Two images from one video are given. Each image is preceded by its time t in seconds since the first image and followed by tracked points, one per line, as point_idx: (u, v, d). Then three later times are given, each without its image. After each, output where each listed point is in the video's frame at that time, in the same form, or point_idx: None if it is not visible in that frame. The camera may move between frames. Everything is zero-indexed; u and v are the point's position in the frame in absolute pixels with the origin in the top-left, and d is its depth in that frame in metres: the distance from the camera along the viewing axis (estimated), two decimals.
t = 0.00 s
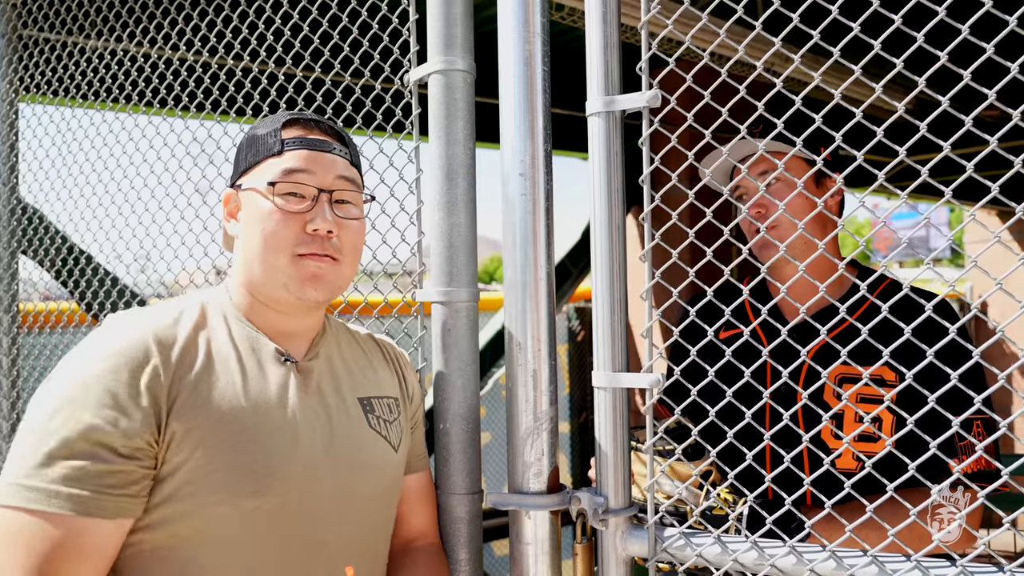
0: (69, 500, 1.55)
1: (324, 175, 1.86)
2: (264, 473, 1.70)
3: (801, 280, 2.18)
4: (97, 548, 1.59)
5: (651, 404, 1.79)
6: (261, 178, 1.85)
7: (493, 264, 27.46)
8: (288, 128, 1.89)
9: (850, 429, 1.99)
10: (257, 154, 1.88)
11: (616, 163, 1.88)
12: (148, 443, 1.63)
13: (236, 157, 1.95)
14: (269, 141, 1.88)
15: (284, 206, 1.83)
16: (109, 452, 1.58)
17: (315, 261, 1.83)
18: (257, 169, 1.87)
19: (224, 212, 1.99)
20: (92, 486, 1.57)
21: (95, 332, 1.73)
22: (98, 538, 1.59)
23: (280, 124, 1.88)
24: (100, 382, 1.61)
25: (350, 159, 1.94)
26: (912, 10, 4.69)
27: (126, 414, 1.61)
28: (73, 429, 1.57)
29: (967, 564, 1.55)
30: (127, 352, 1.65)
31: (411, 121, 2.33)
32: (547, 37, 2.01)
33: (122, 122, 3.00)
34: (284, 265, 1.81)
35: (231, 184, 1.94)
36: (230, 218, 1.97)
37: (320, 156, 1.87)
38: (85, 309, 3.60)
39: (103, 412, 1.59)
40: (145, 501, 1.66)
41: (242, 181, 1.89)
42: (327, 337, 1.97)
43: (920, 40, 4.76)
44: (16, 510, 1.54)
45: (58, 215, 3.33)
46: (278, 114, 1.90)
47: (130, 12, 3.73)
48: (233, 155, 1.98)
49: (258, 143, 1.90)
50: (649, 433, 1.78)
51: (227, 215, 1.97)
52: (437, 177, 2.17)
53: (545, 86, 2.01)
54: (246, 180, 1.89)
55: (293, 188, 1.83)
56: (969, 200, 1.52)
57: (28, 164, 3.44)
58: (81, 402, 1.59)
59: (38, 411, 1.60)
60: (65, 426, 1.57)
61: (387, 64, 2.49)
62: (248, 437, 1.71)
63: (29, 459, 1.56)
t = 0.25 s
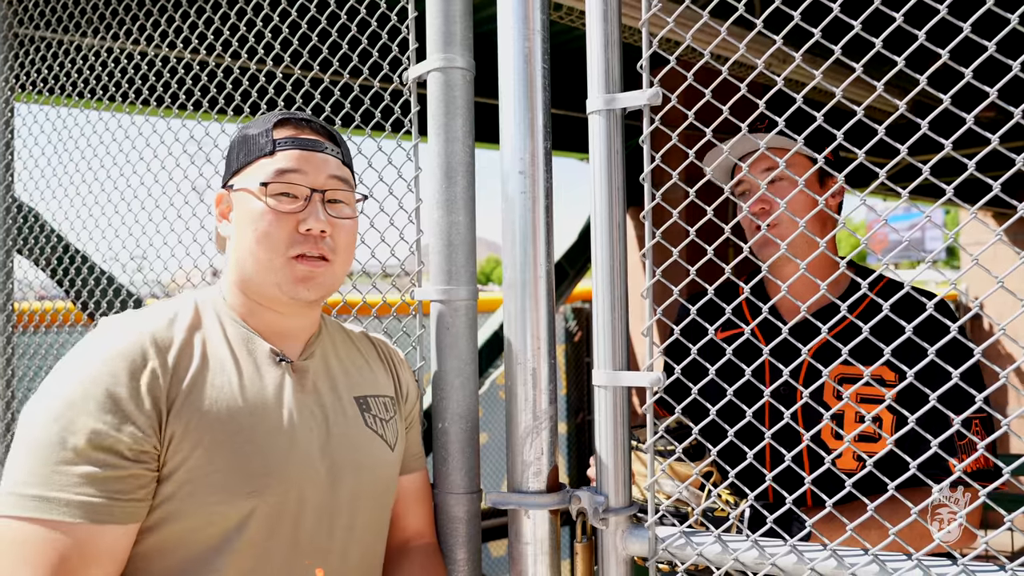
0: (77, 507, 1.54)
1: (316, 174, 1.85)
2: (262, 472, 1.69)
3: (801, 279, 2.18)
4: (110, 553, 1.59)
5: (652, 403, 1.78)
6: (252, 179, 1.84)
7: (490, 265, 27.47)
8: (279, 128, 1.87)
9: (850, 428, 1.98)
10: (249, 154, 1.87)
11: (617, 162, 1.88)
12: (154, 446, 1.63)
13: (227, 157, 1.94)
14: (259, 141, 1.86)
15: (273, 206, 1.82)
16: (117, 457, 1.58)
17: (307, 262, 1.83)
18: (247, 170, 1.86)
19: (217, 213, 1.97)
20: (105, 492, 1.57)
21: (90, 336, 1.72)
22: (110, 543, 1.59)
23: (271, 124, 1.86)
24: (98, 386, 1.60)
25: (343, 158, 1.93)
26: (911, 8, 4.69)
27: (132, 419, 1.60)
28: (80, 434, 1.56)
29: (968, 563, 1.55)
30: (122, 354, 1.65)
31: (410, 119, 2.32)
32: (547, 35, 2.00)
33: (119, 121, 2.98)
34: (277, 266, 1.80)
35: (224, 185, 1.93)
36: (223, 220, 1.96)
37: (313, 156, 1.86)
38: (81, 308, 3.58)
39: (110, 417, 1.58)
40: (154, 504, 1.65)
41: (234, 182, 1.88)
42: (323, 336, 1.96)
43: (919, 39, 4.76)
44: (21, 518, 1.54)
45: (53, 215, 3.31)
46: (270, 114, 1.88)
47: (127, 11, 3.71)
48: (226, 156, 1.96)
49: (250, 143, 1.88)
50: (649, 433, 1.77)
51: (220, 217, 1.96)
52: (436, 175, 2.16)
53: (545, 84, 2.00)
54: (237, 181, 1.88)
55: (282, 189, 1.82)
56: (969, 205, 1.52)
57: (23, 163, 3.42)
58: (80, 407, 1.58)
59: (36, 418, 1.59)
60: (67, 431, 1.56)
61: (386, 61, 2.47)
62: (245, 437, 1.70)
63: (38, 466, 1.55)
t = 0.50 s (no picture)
0: (72, 503, 1.53)
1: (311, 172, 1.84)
2: (255, 470, 1.68)
3: (801, 279, 2.17)
4: (105, 549, 1.58)
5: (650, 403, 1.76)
6: (268, 177, 1.81)
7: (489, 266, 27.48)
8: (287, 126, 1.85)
9: (848, 428, 1.98)
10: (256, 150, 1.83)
11: (615, 161, 1.87)
12: (150, 442, 1.62)
13: (226, 154, 1.88)
14: (269, 138, 1.83)
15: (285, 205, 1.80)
16: (111, 455, 1.57)
17: (326, 260, 1.83)
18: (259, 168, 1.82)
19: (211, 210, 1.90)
20: (103, 489, 1.56)
21: (84, 334, 1.71)
22: (106, 538, 1.58)
23: (280, 121, 1.84)
24: (92, 384, 1.59)
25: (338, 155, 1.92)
26: (910, 8, 4.69)
27: (127, 416, 1.60)
28: (78, 429, 1.56)
29: (967, 562, 1.54)
30: (116, 352, 1.63)
31: (407, 118, 2.31)
32: (545, 33, 1.99)
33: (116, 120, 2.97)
34: (298, 264, 1.79)
35: (222, 181, 1.87)
36: (218, 217, 1.88)
37: (309, 154, 1.84)
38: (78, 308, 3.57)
39: (105, 415, 1.58)
40: (150, 499, 1.64)
41: (241, 179, 1.84)
42: (319, 335, 1.95)
43: (918, 38, 4.77)
44: (14, 515, 1.53)
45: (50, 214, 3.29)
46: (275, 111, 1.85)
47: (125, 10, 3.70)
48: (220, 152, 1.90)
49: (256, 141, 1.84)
50: (648, 433, 1.76)
51: (215, 214, 1.89)
52: (434, 174, 2.15)
53: (543, 82, 1.99)
54: (245, 177, 1.83)
55: (302, 188, 1.81)
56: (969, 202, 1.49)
57: (20, 161, 3.41)
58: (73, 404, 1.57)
59: (30, 416, 1.58)
60: (60, 429, 1.55)
61: (383, 60, 2.47)
62: (238, 435, 1.69)
63: (31, 463, 1.54)
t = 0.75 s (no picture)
0: (65, 506, 1.53)
1: (306, 174, 1.87)
2: (252, 471, 1.67)
3: (801, 278, 2.17)
4: (96, 552, 1.58)
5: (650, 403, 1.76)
6: (305, 177, 1.86)
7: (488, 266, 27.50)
8: (311, 130, 1.91)
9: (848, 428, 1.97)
10: (285, 149, 1.86)
11: (614, 161, 1.87)
12: (143, 445, 1.61)
13: (242, 149, 1.86)
14: (298, 138, 1.87)
15: (314, 203, 1.86)
16: (107, 456, 1.57)
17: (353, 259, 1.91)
18: (291, 167, 1.86)
19: (226, 207, 1.87)
20: (96, 493, 1.55)
21: (81, 335, 1.70)
22: (98, 541, 1.57)
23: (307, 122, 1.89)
24: (89, 386, 1.59)
25: (337, 153, 1.94)
26: (909, 6, 4.69)
27: (122, 417, 1.59)
28: (70, 433, 1.55)
29: (967, 562, 1.54)
30: (114, 354, 1.63)
31: (405, 118, 2.30)
32: (544, 33, 1.99)
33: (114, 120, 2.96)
34: (331, 262, 1.86)
35: (243, 177, 1.86)
36: (235, 212, 1.86)
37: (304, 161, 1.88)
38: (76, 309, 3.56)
39: (101, 417, 1.57)
40: (143, 503, 1.64)
41: (271, 176, 1.85)
42: (317, 336, 1.95)
43: (917, 37, 4.76)
44: (7, 517, 1.52)
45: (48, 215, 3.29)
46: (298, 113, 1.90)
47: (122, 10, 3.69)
48: (235, 148, 1.87)
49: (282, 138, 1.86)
50: (648, 433, 1.75)
51: (232, 210, 1.86)
52: (432, 174, 2.14)
53: (542, 82, 1.99)
54: (276, 175, 1.86)
55: (335, 188, 1.89)
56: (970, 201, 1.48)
57: (17, 162, 3.40)
58: (70, 407, 1.56)
59: (25, 418, 1.58)
60: (57, 431, 1.55)
61: (382, 60, 2.46)
62: (235, 436, 1.68)
63: (24, 465, 1.54)
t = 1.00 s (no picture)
0: (66, 503, 1.53)
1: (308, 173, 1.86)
2: (253, 470, 1.68)
3: (802, 278, 2.17)
4: (96, 550, 1.58)
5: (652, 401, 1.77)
6: (277, 172, 1.81)
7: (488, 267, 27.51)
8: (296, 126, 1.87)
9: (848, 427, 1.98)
10: (266, 147, 1.84)
11: (615, 161, 1.87)
12: (144, 443, 1.62)
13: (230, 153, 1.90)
14: (276, 137, 1.84)
15: (286, 198, 1.80)
16: (108, 454, 1.57)
17: (330, 256, 1.82)
18: (268, 164, 1.83)
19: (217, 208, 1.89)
20: (97, 490, 1.56)
21: (83, 334, 1.71)
22: (99, 539, 1.58)
23: (289, 120, 1.86)
24: (90, 385, 1.59)
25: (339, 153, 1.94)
26: (909, 7, 4.70)
27: (124, 415, 1.60)
28: (70, 430, 1.56)
29: (967, 560, 1.55)
30: (115, 353, 1.64)
31: (408, 118, 2.31)
32: (546, 33, 1.99)
33: (116, 120, 2.97)
34: (300, 259, 1.78)
35: (232, 179, 1.87)
36: (226, 214, 1.88)
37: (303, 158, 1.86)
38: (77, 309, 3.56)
39: (101, 415, 1.58)
40: (144, 501, 1.64)
41: (251, 175, 1.84)
42: (319, 335, 1.95)
43: (917, 37, 4.77)
44: (9, 515, 1.53)
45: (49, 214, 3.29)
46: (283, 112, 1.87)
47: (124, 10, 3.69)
48: (230, 152, 1.90)
49: (261, 139, 1.86)
50: (648, 432, 1.77)
51: (223, 211, 1.88)
52: (435, 174, 2.15)
53: (544, 82, 1.99)
54: (255, 174, 1.84)
55: (309, 182, 1.81)
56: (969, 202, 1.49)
57: (19, 162, 3.41)
58: (72, 405, 1.57)
59: (27, 415, 1.58)
60: (58, 430, 1.56)
61: (384, 60, 2.47)
62: (237, 434, 1.69)
63: (25, 462, 1.54)
